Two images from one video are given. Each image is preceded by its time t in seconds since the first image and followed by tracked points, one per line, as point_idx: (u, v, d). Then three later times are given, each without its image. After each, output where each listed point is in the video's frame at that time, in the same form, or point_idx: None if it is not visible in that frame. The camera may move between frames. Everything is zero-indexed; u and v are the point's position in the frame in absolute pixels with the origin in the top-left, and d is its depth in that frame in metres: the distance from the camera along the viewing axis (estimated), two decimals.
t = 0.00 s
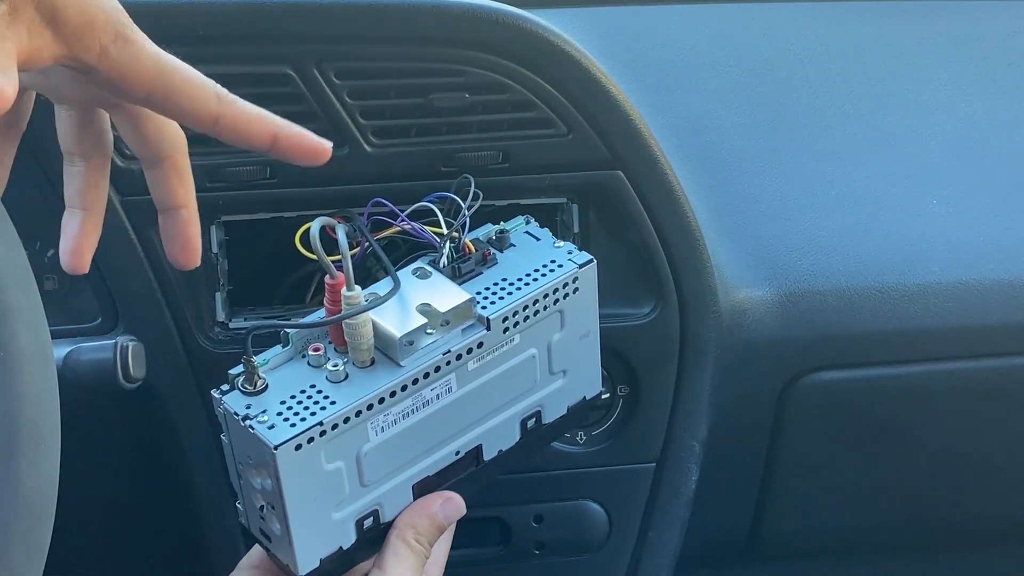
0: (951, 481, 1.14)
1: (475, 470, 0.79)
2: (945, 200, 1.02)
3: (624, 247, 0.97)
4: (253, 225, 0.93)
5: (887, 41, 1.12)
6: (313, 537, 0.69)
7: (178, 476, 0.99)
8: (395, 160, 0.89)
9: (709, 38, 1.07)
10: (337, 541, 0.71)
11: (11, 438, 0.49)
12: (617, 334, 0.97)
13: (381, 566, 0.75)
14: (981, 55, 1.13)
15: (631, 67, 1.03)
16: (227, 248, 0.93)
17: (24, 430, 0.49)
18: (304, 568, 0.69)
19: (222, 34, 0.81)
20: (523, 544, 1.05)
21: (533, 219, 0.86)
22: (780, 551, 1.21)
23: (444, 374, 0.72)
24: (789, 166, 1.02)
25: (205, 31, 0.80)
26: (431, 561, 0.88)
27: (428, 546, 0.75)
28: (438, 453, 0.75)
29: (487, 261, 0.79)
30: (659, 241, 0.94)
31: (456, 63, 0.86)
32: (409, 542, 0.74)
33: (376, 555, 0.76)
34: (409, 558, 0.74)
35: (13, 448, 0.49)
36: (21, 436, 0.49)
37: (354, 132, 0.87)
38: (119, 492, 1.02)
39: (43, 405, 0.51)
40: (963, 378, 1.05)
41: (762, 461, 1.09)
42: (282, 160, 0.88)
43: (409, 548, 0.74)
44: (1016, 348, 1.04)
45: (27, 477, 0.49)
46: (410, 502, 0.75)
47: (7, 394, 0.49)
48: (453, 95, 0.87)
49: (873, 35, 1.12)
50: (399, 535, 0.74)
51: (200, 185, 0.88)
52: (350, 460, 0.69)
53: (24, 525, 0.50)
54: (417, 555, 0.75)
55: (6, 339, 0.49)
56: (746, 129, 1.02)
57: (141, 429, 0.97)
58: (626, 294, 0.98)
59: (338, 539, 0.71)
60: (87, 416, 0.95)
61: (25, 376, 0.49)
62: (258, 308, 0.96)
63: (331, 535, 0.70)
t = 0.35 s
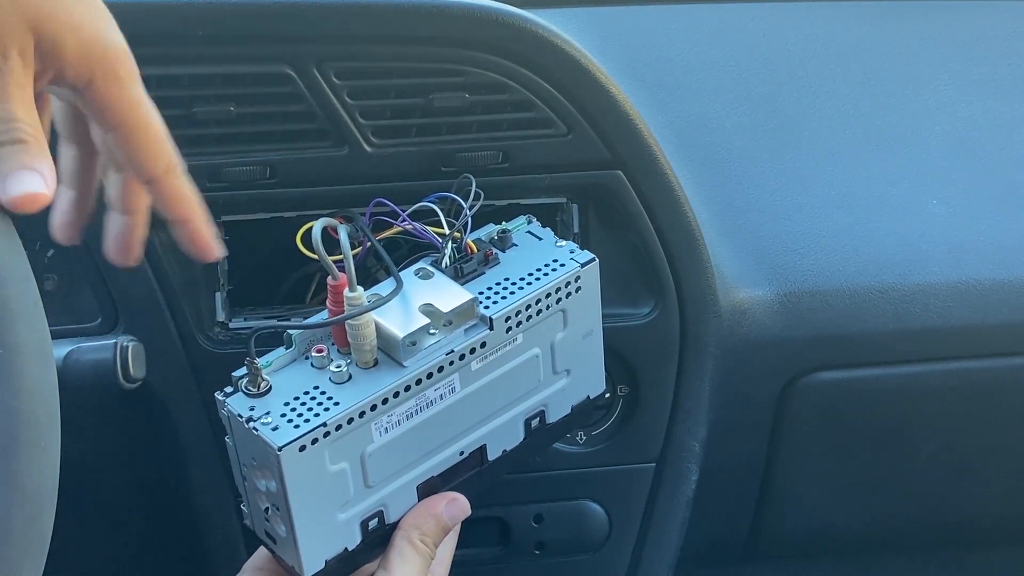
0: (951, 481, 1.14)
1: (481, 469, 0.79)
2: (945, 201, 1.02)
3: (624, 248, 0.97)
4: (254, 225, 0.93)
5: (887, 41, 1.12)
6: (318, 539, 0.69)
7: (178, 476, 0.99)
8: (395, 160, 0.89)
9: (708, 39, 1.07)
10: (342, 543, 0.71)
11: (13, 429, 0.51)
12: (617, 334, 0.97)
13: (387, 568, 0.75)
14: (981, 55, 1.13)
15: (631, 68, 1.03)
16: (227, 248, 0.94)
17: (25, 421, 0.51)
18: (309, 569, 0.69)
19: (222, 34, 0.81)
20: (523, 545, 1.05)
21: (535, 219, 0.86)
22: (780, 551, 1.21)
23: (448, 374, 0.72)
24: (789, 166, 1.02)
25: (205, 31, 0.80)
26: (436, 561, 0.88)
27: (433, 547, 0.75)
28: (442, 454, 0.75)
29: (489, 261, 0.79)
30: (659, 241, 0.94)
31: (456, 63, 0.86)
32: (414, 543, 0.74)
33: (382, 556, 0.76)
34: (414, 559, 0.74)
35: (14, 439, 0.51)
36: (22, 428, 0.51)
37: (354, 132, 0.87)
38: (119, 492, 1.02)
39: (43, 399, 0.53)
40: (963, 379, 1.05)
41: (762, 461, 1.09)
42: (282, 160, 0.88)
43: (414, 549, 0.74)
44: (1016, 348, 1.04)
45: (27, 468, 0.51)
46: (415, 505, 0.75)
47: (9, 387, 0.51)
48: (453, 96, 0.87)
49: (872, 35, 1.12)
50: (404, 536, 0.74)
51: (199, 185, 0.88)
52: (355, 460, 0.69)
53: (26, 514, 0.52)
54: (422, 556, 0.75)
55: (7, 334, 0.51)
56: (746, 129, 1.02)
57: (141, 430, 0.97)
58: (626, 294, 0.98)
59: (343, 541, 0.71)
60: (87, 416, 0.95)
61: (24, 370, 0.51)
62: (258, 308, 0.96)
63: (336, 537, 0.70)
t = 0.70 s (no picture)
0: (951, 482, 1.14)
1: (476, 478, 0.79)
2: (945, 200, 1.03)
3: (624, 248, 0.97)
4: (253, 225, 0.93)
5: (887, 41, 1.12)
6: (316, 542, 0.69)
7: (178, 476, 0.99)
8: (395, 160, 0.89)
9: (708, 39, 1.07)
10: (339, 546, 0.71)
11: (13, 434, 0.51)
12: (617, 335, 0.97)
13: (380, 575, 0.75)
14: (981, 56, 1.13)
15: (630, 67, 1.03)
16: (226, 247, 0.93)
17: (25, 427, 0.52)
18: (307, 571, 0.69)
19: (222, 34, 0.81)
20: (523, 544, 1.05)
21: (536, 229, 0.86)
22: (780, 551, 1.21)
23: (451, 379, 0.72)
24: (789, 166, 1.02)
25: (205, 31, 0.80)
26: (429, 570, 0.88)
27: (427, 556, 0.75)
28: (443, 459, 0.75)
29: (494, 270, 0.79)
30: (659, 241, 0.94)
31: (456, 63, 0.86)
32: (408, 551, 0.74)
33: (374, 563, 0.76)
34: (407, 567, 0.74)
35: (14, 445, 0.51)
36: (21, 433, 0.52)
37: (354, 132, 0.87)
38: (119, 492, 1.02)
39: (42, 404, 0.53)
40: (964, 379, 1.05)
41: (762, 461, 1.09)
42: (282, 161, 0.88)
43: (408, 557, 0.74)
44: (1017, 348, 1.04)
45: (26, 472, 0.52)
46: (411, 511, 0.75)
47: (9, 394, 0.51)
48: (453, 96, 0.87)
49: (873, 36, 1.12)
50: (398, 544, 0.74)
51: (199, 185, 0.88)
52: (357, 463, 0.69)
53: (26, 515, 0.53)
54: (416, 565, 0.75)
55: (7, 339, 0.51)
56: (746, 129, 1.03)
57: (141, 429, 0.97)
58: (626, 294, 0.98)
59: (341, 544, 0.71)
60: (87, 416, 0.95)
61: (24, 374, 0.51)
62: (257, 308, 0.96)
63: (334, 540, 0.70)
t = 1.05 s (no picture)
0: (951, 482, 1.14)
1: (482, 486, 0.79)
2: (945, 201, 1.03)
3: (625, 250, 0.96)
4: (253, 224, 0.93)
5: (888, 41, 1.12)
6: (321, 549, 0.69)
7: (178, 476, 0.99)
8: (395, 160, 0.89)
9: (709, 39, 1.07)
10: (342, 553, 0.71)
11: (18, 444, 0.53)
12: (617, 335, 0.97)
13: None
14: (981, 56, 1.13)
15: (630, 67, 1.03)
16: (226, 247, 0.94)
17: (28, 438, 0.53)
18: None
19: (222, 34, 0.80)
20: (523, 544, 1.05)
21: (542, 239, 0.87)
22: (779, 551, 1.21)
23: (456, 387, 0.72)
24: (790, 167, 1.02)
25: (205, 30, 0.80)
26: None
27: (431, 564, 0.75)
28: (447, 467, 0.75)
29: (499, 278, 0.79)
30: (659, 241, 0.94)
31: (456, 63, 0.86)
32: (412, 561, 0.73)
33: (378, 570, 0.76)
34: None
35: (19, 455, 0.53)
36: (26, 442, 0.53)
37: (354, 132, 0.87)
38: (119, 492, 1.02)
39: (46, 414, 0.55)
40: (963, 379, 1.05)
41: (762, 461, 1.09)
42: (283, 161, 0.88)
43: (413, 567, 0.74)
44: (1017, 348, 1.04)
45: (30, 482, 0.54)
46: (415, 520, 0.75)
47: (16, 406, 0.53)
48: (453, 95, 0.87)
49: (873, 35, 1.12)
50: (402, 553, 0.74)
51: (199, 185, 0.87)
52: (362, 470, 0.69)
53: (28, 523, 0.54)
54: None
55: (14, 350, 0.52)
56: (747, 130, 1.02)
57: (141, 430, 0.97)
58: (627, 294, 0.98)
59: (344, 551, 0.71)
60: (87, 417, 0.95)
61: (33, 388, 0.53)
62: (258, 309, 0.97)
63: (339, 546, 0.70)
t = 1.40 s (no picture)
0: (951, 482, 1.14)
1: (482, 480, 0.79)
2: (945, 200, 1.03)
3: (624, 250, 0.97)
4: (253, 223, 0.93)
5: (889, 42, 1.12)
6: (320, 545, 0.69)
7: (178, 476, 0.99)
8: (395, 160, 0.89)
9: (709, 39, 1.07)
10: (342, 549, 0.71)
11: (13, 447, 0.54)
12: (617, 335, 0.97)
13: None
14: (980, 56, 1.13)
15: (629, 67, 1.03)
16: (226, 247, 0.94)
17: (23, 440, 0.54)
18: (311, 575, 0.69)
19: (222, 34, 0.80)
20: (523, 544, 1.05)
21: (540, 234, 0.87)
22: (780, 551, 1.21)
23: (454, 382, 0.72)
24: (790, 167, 1.02)
25: (205, 31, 0.80)
26: None
27: (430, 561, 0.75)
28: (446, 463, 0.75)
29: (496, 271, 0.79)
30: (659, 241, 0.94)
31: (455, 63, 0.86)
32: (412, 557, 0.73)
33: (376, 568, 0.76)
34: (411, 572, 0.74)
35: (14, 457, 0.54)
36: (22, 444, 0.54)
37: (355, 132, 0.87)
38: (119, 493, 1.02)
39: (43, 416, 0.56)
40: (963, 379, 1.05)
41: (763, 461, 1.09)
42: (283, 161, 0.88)
43: (412, 564, 0.74)
44: (1017, 348, 1.04)
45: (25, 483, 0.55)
46: (415, 516, 0.75)
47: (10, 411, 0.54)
48: (452, 96, 0.87)
49: (873, 35, 1.12)
50: (401, 550, 0.74)
51: (200, 185, 0.88)
52: (360, 465, 0.69)
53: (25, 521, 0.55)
54: (420, 571, 0.74)
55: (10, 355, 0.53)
56: (746, 130, 1.02)
57: (141, 430, 0.97)
58: (627, 294, 0.98)
59: (344, 548, 0.71)
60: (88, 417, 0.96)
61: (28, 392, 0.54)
62: (257, 308, 0.97)
63: (338, 543, 0.70)
